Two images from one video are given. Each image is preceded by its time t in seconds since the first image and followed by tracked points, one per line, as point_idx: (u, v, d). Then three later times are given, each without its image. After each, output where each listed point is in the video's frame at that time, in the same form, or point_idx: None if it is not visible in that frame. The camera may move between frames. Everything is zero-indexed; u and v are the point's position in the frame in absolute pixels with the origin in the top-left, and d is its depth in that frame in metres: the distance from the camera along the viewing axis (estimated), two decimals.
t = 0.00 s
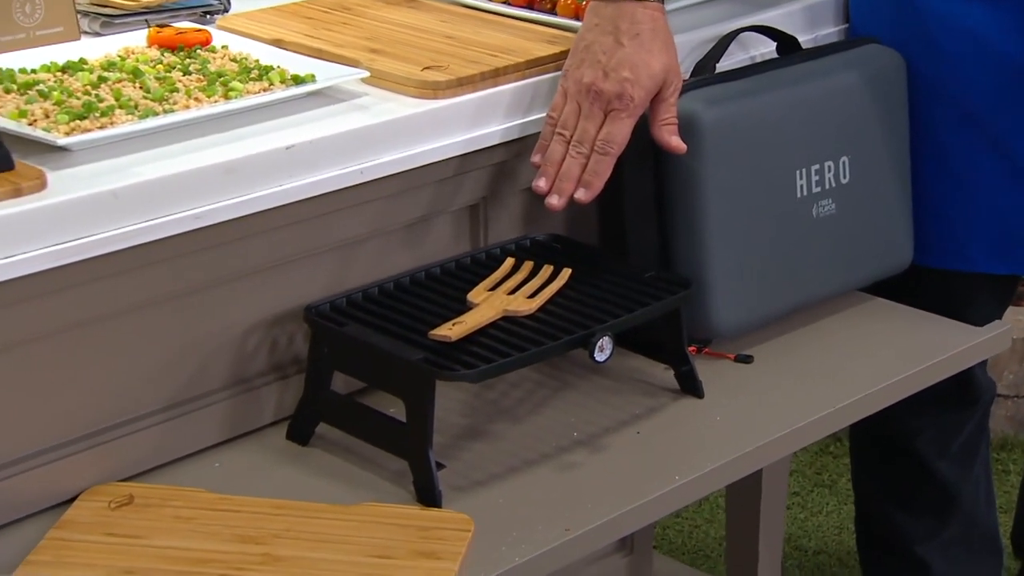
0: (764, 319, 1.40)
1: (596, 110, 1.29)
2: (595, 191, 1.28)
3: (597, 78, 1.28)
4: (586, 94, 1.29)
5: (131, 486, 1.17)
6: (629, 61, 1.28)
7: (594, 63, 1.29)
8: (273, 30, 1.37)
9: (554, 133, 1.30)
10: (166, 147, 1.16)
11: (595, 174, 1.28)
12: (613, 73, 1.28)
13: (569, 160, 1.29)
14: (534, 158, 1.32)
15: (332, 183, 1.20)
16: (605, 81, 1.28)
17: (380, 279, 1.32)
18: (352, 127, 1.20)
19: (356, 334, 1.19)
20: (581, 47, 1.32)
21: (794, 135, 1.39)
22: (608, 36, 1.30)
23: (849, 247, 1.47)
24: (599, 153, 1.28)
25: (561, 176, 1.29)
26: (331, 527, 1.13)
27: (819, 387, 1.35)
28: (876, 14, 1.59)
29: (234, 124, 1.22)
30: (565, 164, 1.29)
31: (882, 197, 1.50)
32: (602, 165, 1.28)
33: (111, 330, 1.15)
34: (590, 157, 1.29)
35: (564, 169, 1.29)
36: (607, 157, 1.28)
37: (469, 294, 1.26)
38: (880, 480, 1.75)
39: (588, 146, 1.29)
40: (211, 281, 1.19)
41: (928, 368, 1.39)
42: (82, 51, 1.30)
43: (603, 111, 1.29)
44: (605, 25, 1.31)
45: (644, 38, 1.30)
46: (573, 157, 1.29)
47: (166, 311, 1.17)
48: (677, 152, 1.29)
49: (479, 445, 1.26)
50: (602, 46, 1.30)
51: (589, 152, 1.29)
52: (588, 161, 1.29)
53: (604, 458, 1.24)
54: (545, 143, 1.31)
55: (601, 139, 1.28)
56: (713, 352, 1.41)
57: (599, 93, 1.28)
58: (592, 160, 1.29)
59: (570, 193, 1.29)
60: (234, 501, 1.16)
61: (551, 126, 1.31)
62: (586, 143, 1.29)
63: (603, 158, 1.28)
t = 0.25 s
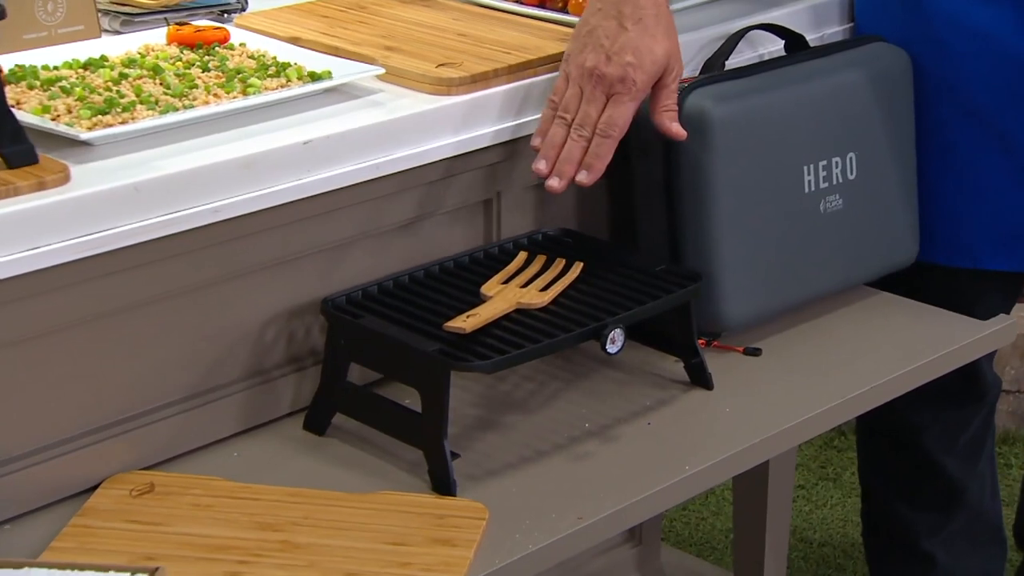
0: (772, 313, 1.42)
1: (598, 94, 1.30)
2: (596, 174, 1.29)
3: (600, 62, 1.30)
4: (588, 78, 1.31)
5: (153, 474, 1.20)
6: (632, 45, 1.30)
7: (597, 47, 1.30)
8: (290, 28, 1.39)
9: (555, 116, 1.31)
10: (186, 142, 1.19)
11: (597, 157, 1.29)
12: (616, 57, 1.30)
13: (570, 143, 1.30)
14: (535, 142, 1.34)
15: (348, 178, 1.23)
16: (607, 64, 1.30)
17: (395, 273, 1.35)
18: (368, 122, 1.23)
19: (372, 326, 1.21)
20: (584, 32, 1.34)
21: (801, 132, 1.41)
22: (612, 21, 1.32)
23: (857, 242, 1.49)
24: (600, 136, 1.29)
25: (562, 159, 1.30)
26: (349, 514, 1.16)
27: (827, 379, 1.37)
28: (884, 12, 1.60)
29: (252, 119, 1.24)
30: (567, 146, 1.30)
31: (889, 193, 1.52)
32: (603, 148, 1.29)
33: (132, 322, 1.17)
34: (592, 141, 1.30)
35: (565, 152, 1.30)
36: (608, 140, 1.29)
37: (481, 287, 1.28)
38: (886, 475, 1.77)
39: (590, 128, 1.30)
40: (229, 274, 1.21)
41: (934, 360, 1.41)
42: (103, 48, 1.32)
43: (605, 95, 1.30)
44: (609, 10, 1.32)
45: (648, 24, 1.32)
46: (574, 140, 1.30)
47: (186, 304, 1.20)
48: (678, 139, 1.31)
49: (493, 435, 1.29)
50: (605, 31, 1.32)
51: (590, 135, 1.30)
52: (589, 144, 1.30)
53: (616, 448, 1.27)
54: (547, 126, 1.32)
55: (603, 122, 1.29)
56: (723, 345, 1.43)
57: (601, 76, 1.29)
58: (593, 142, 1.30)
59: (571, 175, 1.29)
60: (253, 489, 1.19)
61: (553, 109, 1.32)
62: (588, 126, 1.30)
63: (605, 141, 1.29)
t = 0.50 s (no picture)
0: (781, 306, 1.44)
1: (586, 44, 1.29)
2: (581, 121, 1.27)
3: (591, 12, 1.29)
4: (576, 28, 1.29)
5: (173, 462, 1.22)
6: None
7: None
8: (306, 26, 1.41)
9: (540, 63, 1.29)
10: (205, 136, 1.21)
11: (584, 103, 1.27)
12: (607, 9, 1.29)
13: (554, 88, 1.27)
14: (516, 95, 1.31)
15: (364, 172, 1.25)
16: (598, 15, 1.28)
17: (409, 265, 1.37)
18: (383, 117, 1.25)
19: (388, 317, 1.24)
20: None
21: (810, 128, 1.43)
22: None
23: (865, 236, 1.51)
24: (587, 83, 1.27)
25: (545, 105, 1.27)
26: (365, 502, 1.18)
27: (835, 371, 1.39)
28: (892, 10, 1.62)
29: (271, 114, 1.26)
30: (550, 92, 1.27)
31: (896, 187, 1.54)
32: (589, 95, 1.27)
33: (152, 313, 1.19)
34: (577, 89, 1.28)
35: (548, 98, 1.27)
36: (595, 87, 1.27)
37: (496, 279, 1.30)
38: (893, 468, 1.79)
39: (576, 76, 1.28)
40: (246, 266, 1.24)
41: (940, 353, 1.43)
42: (124, 44, 1.34)
43: (593, 45, 1.29)
44: None
45: None
46: (558, 87, 1.27)
47: (205, 295, 1.22)
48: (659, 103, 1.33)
49: (506, 426, 1.31)
50: None
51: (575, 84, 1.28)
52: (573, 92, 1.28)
53: (627, 438, 1.29)
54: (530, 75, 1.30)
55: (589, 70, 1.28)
56: (732, 337, 1.45)
57: (591, 26, 1.28)
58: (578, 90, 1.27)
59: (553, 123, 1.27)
60: (272, 477, 1.21)
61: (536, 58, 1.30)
62: (573, 73, 1.28)
63: (590, 89, 1.27)
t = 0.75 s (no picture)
0: (791, 299, 1.46)
1: (595, 7, 1.30)
2: (595, 84, 1.27)
3: None
4: None
5: (195, 451, 1.24)
6: None
7: None
8: (324, 24, 1.44)
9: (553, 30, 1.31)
10: (227, 131, 1.23)
11: (595, 67, 1.28)
12: None
13: (566, 52, 1.29)
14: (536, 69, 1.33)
15: (381, 167, 1.28)
16: None
17: (424, 259, 1.39)
18: (401, 113, 1.27)
19: (405, 310, 1.26)
20: None
21: (819, 124, 1.45)
22: None
23: (873, 231, 1.53)
24: (598, 46, 1.29)
25: (557, 68, 1.28)
26: (383, 490, 1.20)
27: (843, 364, 1.41)
28: (899, 8, 1.64)
29: (290, 110, 1.29)
30: (562, 56, 1.29)
31: (904, 183, 1.56)
32: (599, 56, 1.28)
33: (175, 304, 1.22)
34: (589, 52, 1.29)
35: (560, 63, 1.28)
36: (606, 49, 1.28)
37: (510, 273, 1.33)
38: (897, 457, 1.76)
39: (587, 39, 1.29)
40: (266, 259, 1.26)
41: (946, 346, 1.45)
42: (146, 42, 1.37)
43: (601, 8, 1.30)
44: None
45: None
46: (570, 50, 1.29)
47: (226, 288, 1.25)
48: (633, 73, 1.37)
49: (521, 416, 1.33)
50: None
51: (587, 47, 1.29)
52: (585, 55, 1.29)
53: (640, 428, 1.31)
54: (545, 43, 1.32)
55: (600, 33, 1.29)
56: (742, 331, 1.47)
57: None
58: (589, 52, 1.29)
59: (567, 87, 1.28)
60: (291, 466, 1.24)
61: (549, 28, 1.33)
62: (583, 35, 1.29)
63: (601, 51, 1.28)
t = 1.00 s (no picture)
0: (801, 293, 1.48)
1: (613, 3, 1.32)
2: (614, 78, 1.28)
3: None
4: None
5: (216, 441, 1.26)
6: None
7: None
8: (341, 22, 1.46)
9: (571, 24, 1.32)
10: (247, 126, 1.25)
11: (611, 62, 1.29)
12: None
13: (585, 44, 1.30)
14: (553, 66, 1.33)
15: (398, 161, 1.30)
16: None
17: (440, 252, 1.41)
18: (417, 108, 1.29)
19: (421, 302, 1.28)
20: None
21: (829, 120, 1.46)
22: None
23: (882, 227, 1.55)
24: (617, 40, 1.30)
25: (576, 60, 1.29)
26: (401, 480, 1.22)
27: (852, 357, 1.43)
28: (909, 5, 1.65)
29: (309, 105, 1.31)
30: (581, 49, 1.30)
31: (913, 179, 1.58)
32: (619, 51, 1.30)
33: (196, 296, 1.24)
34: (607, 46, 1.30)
35: (579, 54, 1.29)
36: (625, 44, 1.30)
37: (525, 267, 1.34)
38: (902, 448, 1.75)
39: (605, 32, 1.31)
40: (285, 252, 1.28)
41: (954, 339, 1.47)
42: (167, 39, 1.39)
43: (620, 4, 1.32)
44: None
45: None
46: (588, 42, 1.30)
47: (246, 280, 1.27)
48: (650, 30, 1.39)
49: (535, 408, 1.35)
50: None
51: (605, 41, 1.30)
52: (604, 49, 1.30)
53: (652, 419, 1.33)
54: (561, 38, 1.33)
55: (619, 27, 1.30)
56: (753, 325, 1.49)
57: None
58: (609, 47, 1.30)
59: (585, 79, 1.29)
60: (310, 456, 1.26)
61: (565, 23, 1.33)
62: (602, 28, 1.30)
63: (619, 46, 1.30)
